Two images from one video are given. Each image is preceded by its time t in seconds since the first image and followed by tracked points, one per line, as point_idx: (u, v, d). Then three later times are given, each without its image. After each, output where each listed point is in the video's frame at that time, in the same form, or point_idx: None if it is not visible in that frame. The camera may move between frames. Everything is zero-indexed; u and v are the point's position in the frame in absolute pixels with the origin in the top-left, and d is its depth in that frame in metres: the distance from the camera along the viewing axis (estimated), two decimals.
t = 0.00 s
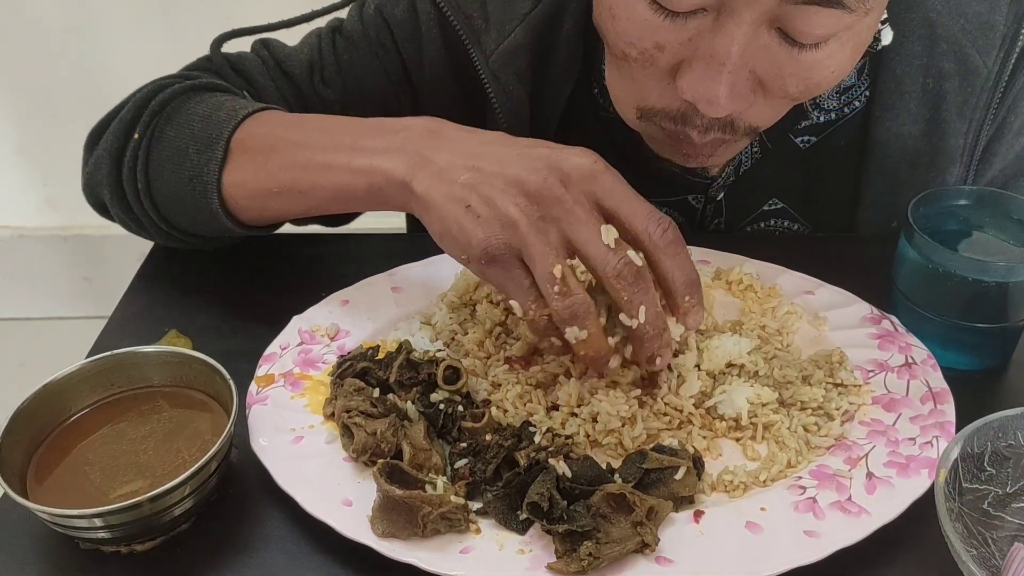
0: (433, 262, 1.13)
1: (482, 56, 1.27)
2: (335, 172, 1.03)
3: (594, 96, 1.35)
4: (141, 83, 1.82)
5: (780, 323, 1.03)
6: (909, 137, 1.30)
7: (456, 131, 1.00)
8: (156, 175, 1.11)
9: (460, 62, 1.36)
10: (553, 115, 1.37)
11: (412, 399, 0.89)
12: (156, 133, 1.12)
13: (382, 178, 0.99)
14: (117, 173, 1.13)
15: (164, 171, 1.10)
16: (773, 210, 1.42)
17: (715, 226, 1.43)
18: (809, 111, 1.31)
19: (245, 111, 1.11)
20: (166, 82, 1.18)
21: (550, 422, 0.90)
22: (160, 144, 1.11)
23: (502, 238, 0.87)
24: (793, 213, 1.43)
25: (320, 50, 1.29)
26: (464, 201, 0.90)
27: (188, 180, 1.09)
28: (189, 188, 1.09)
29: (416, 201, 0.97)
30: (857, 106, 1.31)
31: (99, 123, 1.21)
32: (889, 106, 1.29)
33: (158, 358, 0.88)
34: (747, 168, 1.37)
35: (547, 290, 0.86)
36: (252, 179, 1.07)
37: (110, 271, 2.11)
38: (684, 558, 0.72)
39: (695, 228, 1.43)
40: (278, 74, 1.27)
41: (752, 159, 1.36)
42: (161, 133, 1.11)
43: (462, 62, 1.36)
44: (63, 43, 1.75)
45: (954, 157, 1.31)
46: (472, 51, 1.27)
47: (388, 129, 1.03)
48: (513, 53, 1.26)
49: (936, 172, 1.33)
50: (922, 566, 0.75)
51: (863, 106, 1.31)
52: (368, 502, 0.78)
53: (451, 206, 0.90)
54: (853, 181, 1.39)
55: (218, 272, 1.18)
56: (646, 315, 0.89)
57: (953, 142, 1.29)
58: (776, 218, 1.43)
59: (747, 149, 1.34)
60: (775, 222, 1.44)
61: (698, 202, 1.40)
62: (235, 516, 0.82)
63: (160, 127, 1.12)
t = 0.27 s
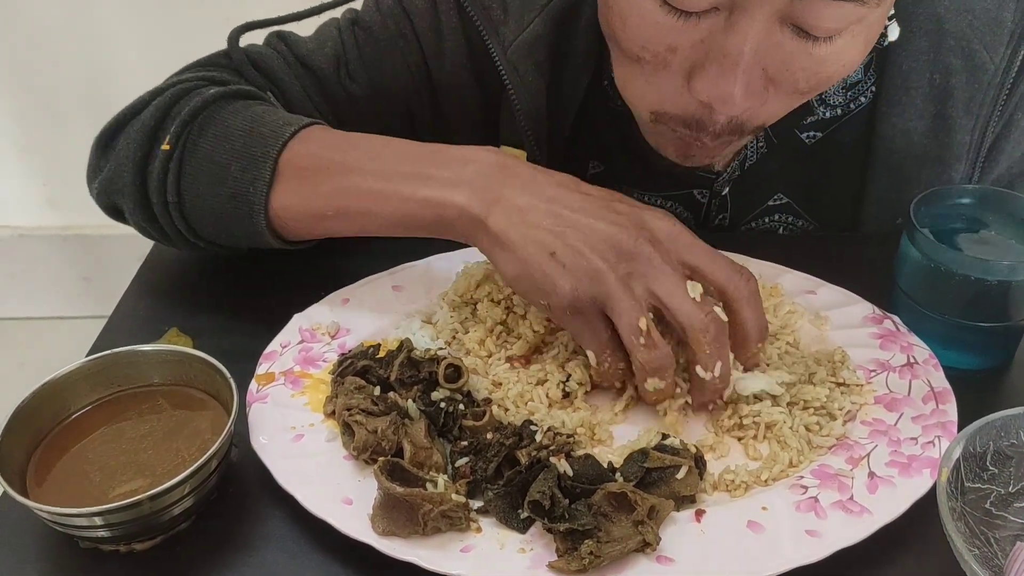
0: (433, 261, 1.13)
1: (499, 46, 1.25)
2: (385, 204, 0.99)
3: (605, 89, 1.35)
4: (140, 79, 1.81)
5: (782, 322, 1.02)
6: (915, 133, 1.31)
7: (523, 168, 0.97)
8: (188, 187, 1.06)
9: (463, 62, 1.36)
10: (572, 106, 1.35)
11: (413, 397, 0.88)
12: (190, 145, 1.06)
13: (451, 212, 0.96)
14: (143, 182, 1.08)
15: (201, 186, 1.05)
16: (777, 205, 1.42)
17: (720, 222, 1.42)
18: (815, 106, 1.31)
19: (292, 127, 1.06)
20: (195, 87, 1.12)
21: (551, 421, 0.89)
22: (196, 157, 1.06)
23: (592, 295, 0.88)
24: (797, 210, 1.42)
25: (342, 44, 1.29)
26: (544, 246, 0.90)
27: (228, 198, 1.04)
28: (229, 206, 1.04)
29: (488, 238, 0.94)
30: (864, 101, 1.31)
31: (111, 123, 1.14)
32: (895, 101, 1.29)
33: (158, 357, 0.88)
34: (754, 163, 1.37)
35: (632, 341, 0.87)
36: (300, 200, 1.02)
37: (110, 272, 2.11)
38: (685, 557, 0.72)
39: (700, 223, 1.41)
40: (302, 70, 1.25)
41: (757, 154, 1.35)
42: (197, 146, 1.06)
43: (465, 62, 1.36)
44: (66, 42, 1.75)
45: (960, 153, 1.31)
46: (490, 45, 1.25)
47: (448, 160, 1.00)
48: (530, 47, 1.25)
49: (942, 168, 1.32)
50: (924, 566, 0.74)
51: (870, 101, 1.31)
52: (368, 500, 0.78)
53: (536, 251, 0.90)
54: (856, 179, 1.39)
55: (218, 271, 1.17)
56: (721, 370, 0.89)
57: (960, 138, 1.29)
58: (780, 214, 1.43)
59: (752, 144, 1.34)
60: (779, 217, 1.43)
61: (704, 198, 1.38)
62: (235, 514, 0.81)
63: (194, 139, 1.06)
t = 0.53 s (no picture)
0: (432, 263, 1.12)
1: (509, 32, 1.27)
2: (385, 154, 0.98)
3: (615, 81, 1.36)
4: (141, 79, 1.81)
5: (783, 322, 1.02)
6: (925, 127, 1.30)
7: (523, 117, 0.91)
8: (179, 152, 1.05)
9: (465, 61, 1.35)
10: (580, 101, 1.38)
11: (411, 399, 0.88)
12: (183, 110, 1.07)
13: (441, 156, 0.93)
14: (138, 152, 1.08)
15: (191, 150, 1.05)
16: (786, 198, 1.39)
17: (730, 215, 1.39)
18: (824, 98, 1.30)
19: (279, 89, 1.06)
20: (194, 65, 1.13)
21: (550, 423, 0.89)
22: (186, 121, 1.06)
23: (570, 244, 0.82)
24: (806, 204, 1.40)
25: (353, 30, 1.29)
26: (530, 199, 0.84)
27: (216, 159, 1.03)
28: (217, 166, 1.04)
29: (476, 186, 0.90)
30: (873, 95, 1.30)
31: (118, 106, 1.17)
32: (905, 93, 1.28)
33: (155, 357, 0.88)
34: (762, 155, 1.34)
35: (620, 309, 0.82)
36: (285, 159, 1.02)
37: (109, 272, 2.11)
38: (686, 559, 0.71)
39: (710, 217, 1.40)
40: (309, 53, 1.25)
41: (766, 146, 1.33)
42: (188, 110, 1.06)
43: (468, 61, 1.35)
44: (68, 43, 1.74)
45: (971, 148, 1.30)
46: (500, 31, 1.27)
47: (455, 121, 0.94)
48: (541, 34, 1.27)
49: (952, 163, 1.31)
50: (926, 569, 0.74)
51: (879, 95, 1.30)
52: (365, 502, 0.77)
53: (523, 201, 0.85)
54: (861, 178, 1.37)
55: (216, 272, 1.17)
56: (709, 345, 0.84)
57: (970, 132, 1.28)
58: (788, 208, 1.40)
59: (761, 136, 1.31)
60: (785, 214, 1.41)
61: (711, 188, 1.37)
62: (232, 517, 0.81)
63: (186, 105, 1.07)
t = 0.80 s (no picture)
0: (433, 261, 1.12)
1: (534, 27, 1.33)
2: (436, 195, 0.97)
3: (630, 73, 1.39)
4: (140, 77, 1.80)
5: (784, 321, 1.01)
6: (927, 123, 1.29)
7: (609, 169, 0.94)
8: (241, 175, 1.00)
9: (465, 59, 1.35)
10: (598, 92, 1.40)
11: (411, 397, 0.88)
12: (243, 129, 1.00)
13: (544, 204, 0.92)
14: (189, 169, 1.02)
15: (255, 174, 0.99)
16: (788, 191, 1.39)
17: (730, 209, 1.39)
18: (828, 92, 1.29)
19: (356, 116, 1.01)
20: (244, 72, 1.07)
21: (551, 421, 0.89)
22: (249, 143, 1.00)
23: (671, 287, 0.85)
24: (808, 199, 1.40)
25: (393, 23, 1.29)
26: (638, 246, 0.86)
27: (288, 187, 0.98)
28: (289, 196, 0.98)
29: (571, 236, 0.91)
30: (877, 90, 1.30)
31: (151, 100, 1.10)
32: (909, 89, 1.28)
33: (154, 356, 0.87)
34: (764, 150, 1.34)
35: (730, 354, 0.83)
36: (371, 189, 0.97)
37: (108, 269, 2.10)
38: (687, 559, 0.71)
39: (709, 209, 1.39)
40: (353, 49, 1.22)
41: (768, 139, 1.33)
42: (251, 130, 1.00)
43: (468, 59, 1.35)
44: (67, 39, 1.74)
45: (972, 144, 1.29)
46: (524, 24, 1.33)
47: (531, 157, 0.97)
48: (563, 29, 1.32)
49: (952, 159, 1.31)
50: (927, 569, 0.74)
51: (883, 89, 1.30)
52: (365, 501, 0.77)
53: (627, 250, 0.87)
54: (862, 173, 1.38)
55: (215, 269, 1.16)
56: (812, 393, 0.85)
57: (973, 128, 1.28)
58: (789, 202, 1.41)
59: (762, 126, 1.31)
60: (785, 208, 1.41)
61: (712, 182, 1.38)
62: (231, 516, 0.81)
63: (247, 123, 1.01)
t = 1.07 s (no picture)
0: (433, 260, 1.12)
1: (510, 23, 1.31)
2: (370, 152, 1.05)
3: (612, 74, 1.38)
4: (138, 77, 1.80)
5: (784, 318, 1.01)
6: (924, 123, 1.29)
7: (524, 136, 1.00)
8: (193, 138, 1.10)
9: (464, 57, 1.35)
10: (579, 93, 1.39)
11: (411, 396, 0.88)
12: (199, 96, 1.10)
13: (440, 152, 1.00)
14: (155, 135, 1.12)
15: (206, 135, 1.08)
16: (783, 190, 1.39)
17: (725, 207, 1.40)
18: (824, 92, 1.28)
19: (296, 83, 1.10)
20: (202, 47, 1.16)
21: (551, 421, 0.89)
22: (201, 109, 1.09)
23: (542, 233, 0.91)
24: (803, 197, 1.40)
25: (355, 14, 1.31)
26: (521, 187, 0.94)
27: (230, 146, 1.07)
28: (231, 153, 1.07)
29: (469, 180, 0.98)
30: (873, 89, 1.30)
31: (133, 78, 1.20)
32: (906, 89, 1.27)
33: (154, 355, 0.87)
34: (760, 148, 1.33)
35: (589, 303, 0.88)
36: (303, 145, 1.06)
37: (105, 267, 2.10)
38: (687, 559, 0.71)
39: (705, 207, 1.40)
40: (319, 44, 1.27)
41: (765, 138, 1.32)
42: (204, 96, 1.10)
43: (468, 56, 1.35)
44: (64, 38, 1.73)
45: (970, 144, 1.29)
46: (501, 21, 1.31)
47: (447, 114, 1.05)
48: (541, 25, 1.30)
49: (950, 159, 1.31)
50: (928, 568, 0.73)
51: (879, 88, 1.30)
52: (365, 500, 0.77)
53: (513, 195, 0.93)
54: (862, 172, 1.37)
55: (215, 268, 1.16)
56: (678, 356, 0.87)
57: (970, 128, 1.28)
58: (784, 200, 1.40)
59: (759, 127, 1.30)
60: (781, 206, 1.41)
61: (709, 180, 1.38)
62: (231, 516, 0.80)
63: (201, 91, 1.10)
